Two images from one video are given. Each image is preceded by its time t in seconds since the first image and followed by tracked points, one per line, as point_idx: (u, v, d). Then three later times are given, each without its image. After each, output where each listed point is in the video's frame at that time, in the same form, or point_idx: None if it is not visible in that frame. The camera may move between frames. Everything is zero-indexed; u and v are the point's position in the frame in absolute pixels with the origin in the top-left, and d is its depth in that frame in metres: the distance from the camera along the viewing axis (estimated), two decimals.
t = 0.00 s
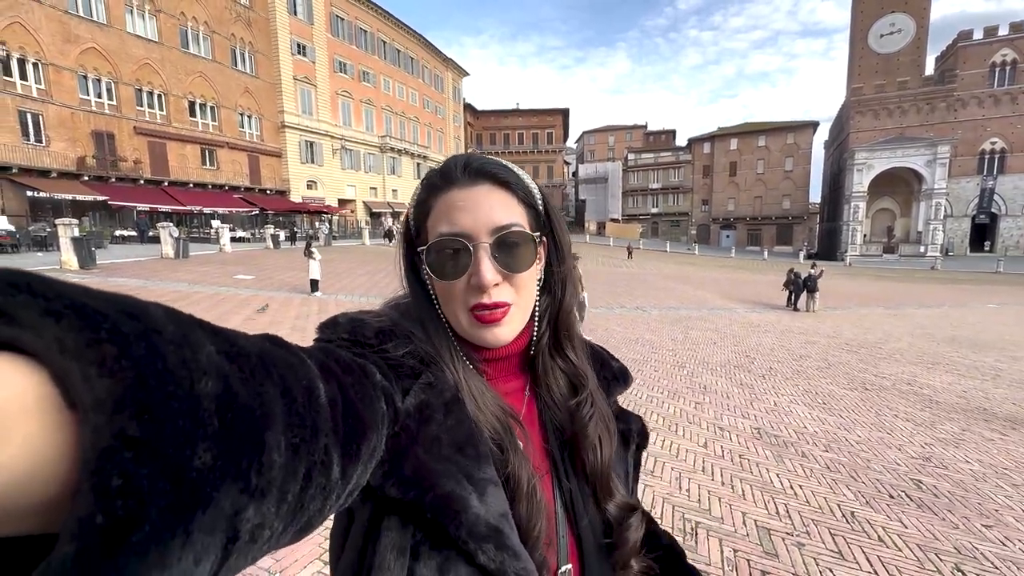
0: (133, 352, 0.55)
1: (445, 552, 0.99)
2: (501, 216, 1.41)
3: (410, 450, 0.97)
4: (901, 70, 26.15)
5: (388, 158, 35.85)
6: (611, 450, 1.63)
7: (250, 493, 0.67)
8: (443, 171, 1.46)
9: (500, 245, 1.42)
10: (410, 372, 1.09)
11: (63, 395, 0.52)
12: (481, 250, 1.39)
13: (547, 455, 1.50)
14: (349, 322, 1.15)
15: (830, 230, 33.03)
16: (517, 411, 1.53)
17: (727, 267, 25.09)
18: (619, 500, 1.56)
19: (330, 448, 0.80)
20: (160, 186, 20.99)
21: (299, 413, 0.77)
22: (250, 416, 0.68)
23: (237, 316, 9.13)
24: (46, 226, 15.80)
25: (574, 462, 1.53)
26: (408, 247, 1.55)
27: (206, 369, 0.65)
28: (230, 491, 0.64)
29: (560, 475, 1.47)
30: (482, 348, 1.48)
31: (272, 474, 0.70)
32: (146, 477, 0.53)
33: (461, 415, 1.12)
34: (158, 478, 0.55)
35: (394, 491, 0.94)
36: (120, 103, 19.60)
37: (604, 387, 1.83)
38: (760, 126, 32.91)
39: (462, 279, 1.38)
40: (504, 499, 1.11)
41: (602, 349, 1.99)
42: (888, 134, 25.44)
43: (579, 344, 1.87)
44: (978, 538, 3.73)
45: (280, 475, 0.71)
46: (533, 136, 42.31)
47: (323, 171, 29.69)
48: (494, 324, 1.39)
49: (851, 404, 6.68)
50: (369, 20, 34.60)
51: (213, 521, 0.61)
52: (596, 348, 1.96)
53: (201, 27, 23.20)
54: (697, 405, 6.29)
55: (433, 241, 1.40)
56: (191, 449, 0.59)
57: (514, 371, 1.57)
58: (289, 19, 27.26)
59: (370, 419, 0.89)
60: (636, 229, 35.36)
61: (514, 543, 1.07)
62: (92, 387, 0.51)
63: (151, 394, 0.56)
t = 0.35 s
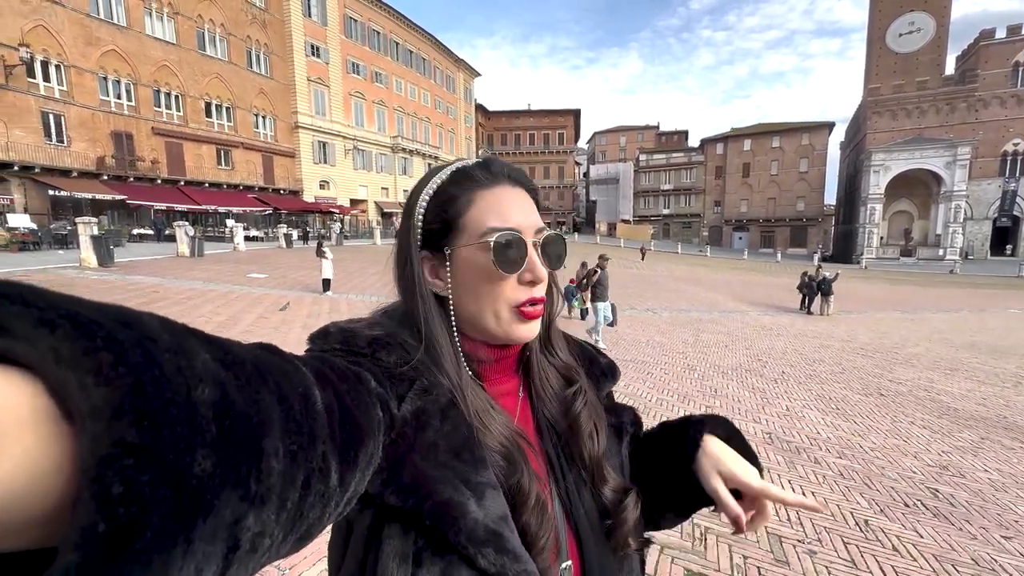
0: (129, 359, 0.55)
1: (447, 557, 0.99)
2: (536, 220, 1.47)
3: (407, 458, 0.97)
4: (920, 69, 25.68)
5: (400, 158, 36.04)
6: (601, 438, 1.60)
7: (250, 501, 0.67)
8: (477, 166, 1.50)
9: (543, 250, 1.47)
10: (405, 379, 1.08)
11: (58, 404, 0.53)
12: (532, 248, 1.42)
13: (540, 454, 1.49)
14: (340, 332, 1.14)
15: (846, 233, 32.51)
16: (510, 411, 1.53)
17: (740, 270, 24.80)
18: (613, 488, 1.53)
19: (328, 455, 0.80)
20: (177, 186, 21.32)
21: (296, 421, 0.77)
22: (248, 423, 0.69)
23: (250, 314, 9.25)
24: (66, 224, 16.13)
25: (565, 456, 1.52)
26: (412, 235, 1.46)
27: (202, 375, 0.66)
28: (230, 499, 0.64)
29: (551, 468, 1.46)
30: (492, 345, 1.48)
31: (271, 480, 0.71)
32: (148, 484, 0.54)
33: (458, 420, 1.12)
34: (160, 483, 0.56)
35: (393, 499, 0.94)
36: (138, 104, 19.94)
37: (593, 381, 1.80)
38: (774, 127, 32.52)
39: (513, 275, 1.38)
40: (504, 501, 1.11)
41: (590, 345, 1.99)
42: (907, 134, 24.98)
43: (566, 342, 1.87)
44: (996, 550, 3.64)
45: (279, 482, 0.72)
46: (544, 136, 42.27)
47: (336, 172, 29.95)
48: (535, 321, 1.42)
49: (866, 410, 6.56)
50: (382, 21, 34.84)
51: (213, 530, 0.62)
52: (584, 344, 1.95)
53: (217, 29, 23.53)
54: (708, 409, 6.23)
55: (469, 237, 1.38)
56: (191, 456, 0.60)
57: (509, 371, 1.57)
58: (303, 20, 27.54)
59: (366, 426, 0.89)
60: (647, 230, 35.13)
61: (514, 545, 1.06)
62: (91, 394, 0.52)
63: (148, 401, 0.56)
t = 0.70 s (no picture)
0: (94, 370, 0.55)
1: (435, 560, 1.00)
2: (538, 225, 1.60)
3: (392, 464, 0.96)
4: (938, 67, 25.19)
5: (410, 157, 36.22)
6: (572, 417, 1.64)
7: (229, 512, 0.68)
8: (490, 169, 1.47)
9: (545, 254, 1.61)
10: (389, 384, 1.08)
11: (25, 422, 0.53)
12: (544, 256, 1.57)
13: (522, 446, 1.49)
14: (317, 339, 1.12)
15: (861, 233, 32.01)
16: (495, 411, 1.50)
17: (751, 270, 24.53)
18: (586, 463, 1.60)
19: (308, 463, 0.81)
20: (191, 184, 21.61)
21: (274, 428, 0.77)
22: (223, 431, 0.70)
23: (261, 311, 9.35)
24: (84, 221, 16.43)
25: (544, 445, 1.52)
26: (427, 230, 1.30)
27: (175, 384, 0.66)
28: (208, 509, 0.65)
29: (537, 462, 1.46)
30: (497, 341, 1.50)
31: (251, 490, 0.71)
32: (120, 497, 0.54)
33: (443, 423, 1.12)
34: (130, 497, 0.56)
35: (378, 506, 0.95)
36: (154, 103, 20.24)
37: (568, 365, 1.81)
38: (788, 126, 32.09)
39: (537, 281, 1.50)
40: (492, 502, 1.11)
41: (555, 325, 1.99)
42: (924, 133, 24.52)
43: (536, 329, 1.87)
44: (1009, 557, 3.57)
45: (258, 491, 0.72)
46: (554, 135, 42.16)
47: (347, 170, 30.16)
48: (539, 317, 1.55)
49: (878, 414, 6.46)
50: (394, 20, 34.99)
51: (192, 541, 0.63)
52: (550, 327, 1.95)
53: (232, 29, 23.78)
54: (716, 410, 6.18)
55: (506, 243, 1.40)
56: (165, 469, 0.60)
57: (496, 368, 1.54)
58: (316, 20, 27.74)
59: (348, 431, 0.89)
60: (658, 230, 34.92)
61: (502, 545, 1.05)
62: (58, 406, 0.52)
63: (119, 411, 0.57)
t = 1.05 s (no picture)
0: (93, 366, 0.55)
1: (439, 550, 1.01)
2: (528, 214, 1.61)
3: (394, 457, 0.98)
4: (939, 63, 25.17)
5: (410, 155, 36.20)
6: (570, 405, 1.64)
7: (232, 505, 0.68)
8: (471, 161, 1.44)
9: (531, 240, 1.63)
10: (389, 377, 1.09)
11: (26, 422, 0.54)
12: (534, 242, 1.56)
13: (521, 435, 1.49)
14: (314, 334, 1.11)
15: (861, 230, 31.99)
16: (493, 401, 1.51)
17: (751, 268, 24.53)
18: (583, 448, 1.61)
19: (311, 456, 0.81)
20: (191, 182, 21.61)
21: (275, 423, 0.78)
22: (223, 426, 0.70)
23: (262, 309, 9.37)
24: (85, 220, 16.45)
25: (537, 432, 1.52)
26: (413, 229, 1.28)
27: (175, 381, 0.66)
28: (212, 502, 0.66)
29: (536, 451, 1.46)
30: (491, 332, 1.51)
31: (252, 484, 0.71)
32: (124, 494, 0.55)
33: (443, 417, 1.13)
34: (134, 493, 0.56)
35: (381, 497, 0.96)
36: (154, 101, 20.26)
37: (564, 353, 1.83)
38: (788, 123, 32.06)
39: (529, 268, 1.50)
40: (493, 491, 1.12)
41: (550, 315, 2.01)
42: (925, 130, 24.48)
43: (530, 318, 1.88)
44: (1008, 551, 3.58)
45: (261, 485, 0.73)
46: (554, 133, 42.12)
47: (347, 168, 30.13)
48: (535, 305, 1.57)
49: (878, 410, 6.47)
50: (393, 18, 34.94)
51: (197, 535, 0.63)
52: (546, 316, 1.96)
53: (231, 27, 23.78)
54: (716, 407, 6.19)
55: (491, 238, 1.40)
56: (167, 464, 0.61)
57: (492, 358, 1.54)
58: (315, 18, 27.71)
59: (350, 425, 0.90)
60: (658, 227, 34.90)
61: (504, 534, 1.07)
62: (58, 404, 0.52)
63: (118, 409, 0.56)
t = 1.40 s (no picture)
0: (121, 364, 0.54)
1: (453, 555, 1.00)
2: (476, 209, 1.40)
3: (411, 459, 0.98)
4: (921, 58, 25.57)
5: (398, 153, 35.98)
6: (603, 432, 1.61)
7: (248, 507, 0.67)
8: (417, 172, 1.45)
9: (477, 240, 1.40)
10: (410, 378, 1.10)
11: (50, 412, 0.52)
12: (460, 244, 1.38)
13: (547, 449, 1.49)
14: (341, 333, 1.14)
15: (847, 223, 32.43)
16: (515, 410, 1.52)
17: (740, 262, 24.74)
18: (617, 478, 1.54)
19: (329, 458, 0.81)
20: (176, 182, 21.25)
21: (296, 424, 0.77)
22: (244, 427, 0.69)
23: (252, 311, 9.26)
24: (66, 222, 16.10)
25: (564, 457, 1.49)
26: (391, 257, 1.53)
27: (199, 380, 0.65)
28: (229, 501, 0.64)
29: (559, 466, 1.46)
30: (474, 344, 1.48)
31: (270, 485, 0.71)
32: (142, 493, 0.54)
33: (460, 421, 1.13)
34: (153, 488, 0.55)
35: (398, 501, 0.96)
36: (134, 100, 19.85)
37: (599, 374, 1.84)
38: (774, 118, 32.36)
39: (445, 275, 1.38)
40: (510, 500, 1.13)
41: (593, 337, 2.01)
42: (908, 123, 24.85)
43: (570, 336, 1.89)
44: (995, 537, 3.66)
45: (277, 487, 0.72)
46: (543, 129, 42.08)
47: (335, 167, 29.83)
48: (481, 317, 1.39)
49: (866, 400, 6.58)
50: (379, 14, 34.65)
51: (212, 533, 0.62)
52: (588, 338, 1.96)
53: (213, 23, 23.38)
54: (709, 400, 6.25)
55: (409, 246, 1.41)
56: (186, 464, 0.60)
57: (510, 368, 1.58)
58: (300, 14, 27.37)
59: (368, 428, 0.89)
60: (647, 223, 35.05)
61: (520, 544, 1.07)
62: (85, 401, 0.51)
63: (145, 406, 0.56)
